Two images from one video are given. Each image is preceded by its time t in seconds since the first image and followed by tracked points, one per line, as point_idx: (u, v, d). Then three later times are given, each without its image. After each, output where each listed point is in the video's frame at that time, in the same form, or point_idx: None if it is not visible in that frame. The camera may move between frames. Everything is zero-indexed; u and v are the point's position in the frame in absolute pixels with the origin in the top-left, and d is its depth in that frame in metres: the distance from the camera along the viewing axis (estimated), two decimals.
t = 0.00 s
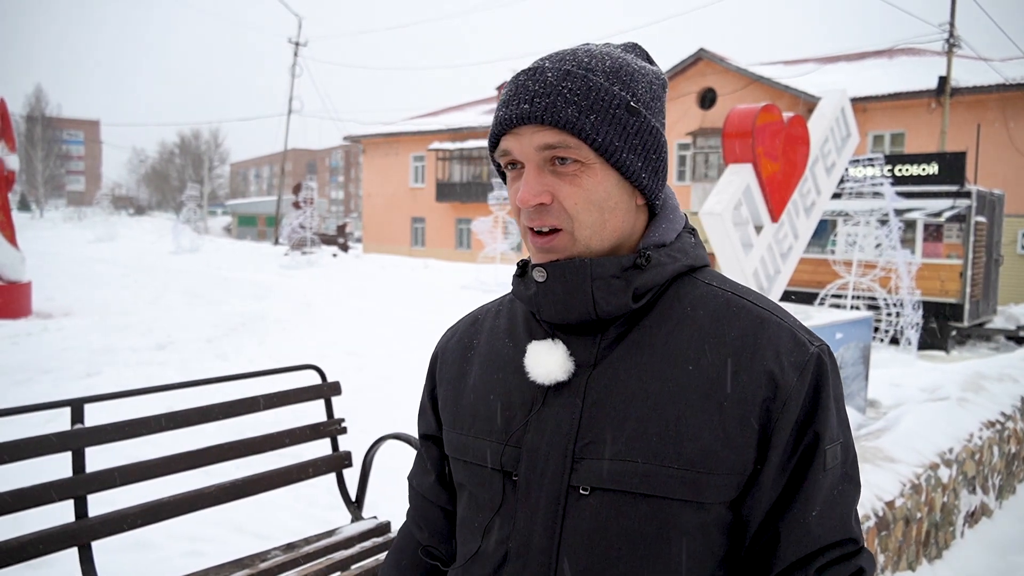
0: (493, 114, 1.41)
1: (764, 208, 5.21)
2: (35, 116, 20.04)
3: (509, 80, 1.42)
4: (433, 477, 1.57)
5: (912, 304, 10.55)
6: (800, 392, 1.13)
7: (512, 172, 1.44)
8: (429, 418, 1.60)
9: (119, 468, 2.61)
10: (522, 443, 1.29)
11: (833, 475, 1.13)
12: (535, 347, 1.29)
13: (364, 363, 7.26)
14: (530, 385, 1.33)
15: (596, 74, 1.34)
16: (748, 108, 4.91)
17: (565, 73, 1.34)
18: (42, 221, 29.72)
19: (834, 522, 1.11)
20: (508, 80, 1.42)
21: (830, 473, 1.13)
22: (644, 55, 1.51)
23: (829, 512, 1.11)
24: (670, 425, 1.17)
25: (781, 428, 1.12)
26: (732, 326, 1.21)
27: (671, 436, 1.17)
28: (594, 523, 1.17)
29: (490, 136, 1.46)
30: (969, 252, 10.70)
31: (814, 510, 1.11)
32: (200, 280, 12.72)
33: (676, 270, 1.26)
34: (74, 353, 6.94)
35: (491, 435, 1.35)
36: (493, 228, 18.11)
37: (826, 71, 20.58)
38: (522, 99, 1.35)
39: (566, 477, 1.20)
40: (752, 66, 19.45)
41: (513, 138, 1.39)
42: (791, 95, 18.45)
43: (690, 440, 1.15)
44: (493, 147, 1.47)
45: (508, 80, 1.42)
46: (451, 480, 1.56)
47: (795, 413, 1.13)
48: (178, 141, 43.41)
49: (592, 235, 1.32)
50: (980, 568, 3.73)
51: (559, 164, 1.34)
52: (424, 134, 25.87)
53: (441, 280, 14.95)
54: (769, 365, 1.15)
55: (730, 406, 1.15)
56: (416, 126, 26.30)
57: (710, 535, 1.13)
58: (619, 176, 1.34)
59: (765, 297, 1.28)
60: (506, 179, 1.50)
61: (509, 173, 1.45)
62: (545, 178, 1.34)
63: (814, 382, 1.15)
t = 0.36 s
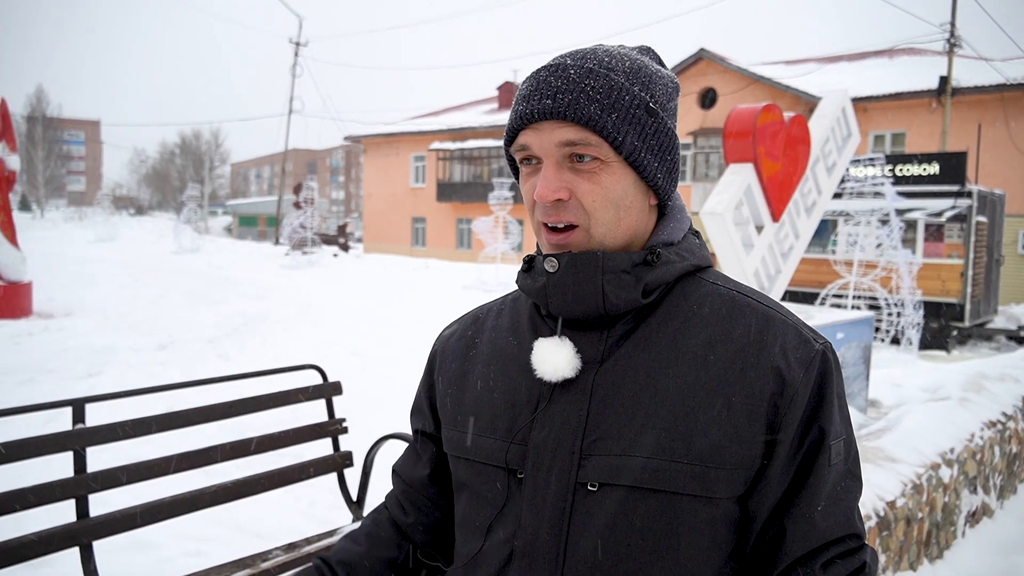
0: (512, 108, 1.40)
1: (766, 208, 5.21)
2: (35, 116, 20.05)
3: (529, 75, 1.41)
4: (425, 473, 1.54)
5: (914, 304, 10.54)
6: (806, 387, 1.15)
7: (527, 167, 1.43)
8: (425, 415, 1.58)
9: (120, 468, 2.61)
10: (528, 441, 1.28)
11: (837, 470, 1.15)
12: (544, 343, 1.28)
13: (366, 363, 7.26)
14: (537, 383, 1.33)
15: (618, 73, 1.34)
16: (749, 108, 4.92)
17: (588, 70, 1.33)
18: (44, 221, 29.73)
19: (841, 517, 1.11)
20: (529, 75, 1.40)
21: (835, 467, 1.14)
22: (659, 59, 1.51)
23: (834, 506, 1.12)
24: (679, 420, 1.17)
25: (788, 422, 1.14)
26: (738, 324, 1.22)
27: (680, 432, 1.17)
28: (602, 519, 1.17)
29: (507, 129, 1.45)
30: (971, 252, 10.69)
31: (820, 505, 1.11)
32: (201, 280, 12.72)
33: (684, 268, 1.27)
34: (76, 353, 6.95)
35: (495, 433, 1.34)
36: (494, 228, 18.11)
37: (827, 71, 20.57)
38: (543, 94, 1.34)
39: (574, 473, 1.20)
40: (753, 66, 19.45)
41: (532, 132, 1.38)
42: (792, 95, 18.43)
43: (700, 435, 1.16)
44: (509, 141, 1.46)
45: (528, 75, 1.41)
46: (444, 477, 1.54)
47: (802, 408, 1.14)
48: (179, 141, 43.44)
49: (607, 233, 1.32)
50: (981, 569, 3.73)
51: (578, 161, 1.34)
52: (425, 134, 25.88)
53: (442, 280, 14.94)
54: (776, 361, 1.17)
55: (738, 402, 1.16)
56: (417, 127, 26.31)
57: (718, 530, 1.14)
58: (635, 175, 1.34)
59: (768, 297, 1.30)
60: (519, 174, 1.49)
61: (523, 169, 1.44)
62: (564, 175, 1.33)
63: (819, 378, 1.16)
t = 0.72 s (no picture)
0: (516, 113, 1.39)
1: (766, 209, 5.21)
2: (36, 116, 20.07)
3: (533, 78, 1.39)
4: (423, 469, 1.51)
5: (914, 304, 10.54)
6: (813, 388, 1.16)
7: (531, 172, 1.43)
8: (423, 410, 1.55)
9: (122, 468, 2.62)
10: (534, 442, 1.27)
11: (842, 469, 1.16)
12: (549, 345, 1.27)
13: (366, 363, 7.25)
14: (542, 384, 1.32)
15: (624, 77, 1.34)
16: (749, 109, 4.94)
17: (595, 74, 1.33)
18: (44, 221, 29.71)
19: (846, 516, 1.12)
20: (532, 78, 1.39)
21: (840, 467, 1.15)
22: (661, 58, 1.52)
23: (839, 506, 1.13)
24: (688, 422, 1.17)
25: (795, 423, 1.14)
26: (744, 326, 1.23)
27: (689, 433, 1.17)
28: (610, 522, 1.16)
29: (510, 134, 1.44)
30: (971, 252, 10.69)
31: (825, 505, 1.12)
32: (201, 280, 12.72)
33: (690, 270, 1.28)
34: (77, 352, 6.94)
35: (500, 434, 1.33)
36: (494, 228, 18.10)
37: (827, 71, 20.57)
38: (550, 100, 1.33)
39: (582, 475, 1.19)
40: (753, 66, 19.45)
41: (537, 138, 1.37)
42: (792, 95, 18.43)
43: (708, 436, 1.16)
44: (513, 145, 1.45)
45: (532, 78, 1.39)
46: (440, 474, 1.53)
47: (808, 409, 1.15)
48: (180, 141, 43.46)
49: (614, 239, 1.33)
50: (982, 568, 3.72)
51: (585, 167, 1.34)
52: (426, 134, 25.89)
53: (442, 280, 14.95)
54: (782, 362, 1.18)
55: (747, 403, 1.17)
56: (417, 127, 26.32)
57: (725, 530, 1.14)
58: (642, 179, 1.35)
59: (772, 300, 1.31)
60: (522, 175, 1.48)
61: (527, 173, 1.43)
62: (571, 181, 1.33)
63: (825, 379, 1.18)
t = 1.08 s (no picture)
0: (534, 109, 1.35)
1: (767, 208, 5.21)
2: (36, 116, 20.08)
3: (552, 73, 1.36)
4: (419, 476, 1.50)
5: (915, 304, 10.52)
6: (826, 391, 1.19)
7: (544, 173, 1.40)
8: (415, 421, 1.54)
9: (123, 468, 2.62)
10: (546, 452, 1.25)
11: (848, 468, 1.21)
12: (560, 352, 1.24)
13: (367, 363, 7.25)
14: (549, 391, 1.29)
15: (647, 76, 1.33)
16: (749, 108, 4.92)
17: (620, 74, 1.31)
18: (44, 221, 29.72)
19: (852, 512, 1.18)
20: (551, 73, 1.36)
21: (849, 465, 1.20)
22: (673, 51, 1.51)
23: (847, 502, 1.19)
24: (705, 430, 1.18)
25: (810, 427, 1.17)
26: (756, 329, 1.23)
27: (706, 441, 1.17)
28: (630, 532, 1.17)
29: (523, 131, 1.40)
30: (972, 252, 10.67)
31: (838, 503, 1.17)
32: (203, 280, 12.74)
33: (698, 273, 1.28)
34: (78, 352, 6.95)
35: (507, 444, 1.30)
36: (494, 227, 18.09)
37: (828, 70, 20.55)
38: (575, 99, 1.30)
39: (598, 486, 1.19)
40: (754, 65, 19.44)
41: (557, 137, 1.34)
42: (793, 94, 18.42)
43: (726, 443, 1.17)
44: (525, 144, 1.41)
45: (552, 73, 1.36)
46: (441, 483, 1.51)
47: (822, 411, 1.18)
48: (180, 141, 43.46)
49: (632, 245, 1.33)
50: (983, 568, 3.72)
51: (606, 172, 1.33)
52: (426, 134, 25.89)
53: (443, 280, 14.96)
54: (799, 368, 1.19)
55: (764, 409, 1.18)
56: (418, 126, 26.31)
57: (742, 535, 1.17)
58: (660, 183, 1.35)
59: (778, 300, 1.32)
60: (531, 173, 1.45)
61: (540, 173, 1.41)
62: (591, 186, 1.32)
63: (836, 380, 1.21)
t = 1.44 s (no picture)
0: (487, 138, 1.33)
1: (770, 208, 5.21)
2: (38, 116, 20.11)
3: (500, 97, 1.34)
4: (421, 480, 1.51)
5: (917, 304, 10.50)
6: (817, 388, 1.17)
7: (505, 198, 1.37)
8: (415, 425, 1.55)
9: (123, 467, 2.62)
10: (533, 457, 1.26)
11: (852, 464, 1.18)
12: (544, 357, 1.25)
13: (368, 363, 7.25)
14: (537, 396, 1.30)
15: (598, 85, 1.31)
16: (750, 108, 4.92)
17: (568, 88, 1.30)
18: (46, 221, 29.74)
19: (860, 511, 1.15)
20: (500, 97, 1.34)
21: (850, 462, 1.17)
22: (626, 41, 1.46)
23: (853, 502, 1.15)
24: (691, 435, 1.18)
25: (801, 426, 1.15)
26: (743, 328, 1.22)
27: (693, 445, 1.17)
28: (619, 536, 1.16)
29: (481, 158, 1.38)
30: (974, 252, 10.68)
31: (840, 503, 1.14)
32: (204, 280, 12.76)
33: (681, 271, 1.28)
34: (79, 352, 6.95)
35: (498, 450, 1.31)
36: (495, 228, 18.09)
37: (829, 70, 20.55)
38: (521, 123, 1.29)
39: (586, 491, 1.19)
40: (755, 65, 19.44)
41: (511, 163, 1.31)
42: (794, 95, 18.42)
43: (714, 446, 1.16)
44: (485, 170, 1.39)
45: (500, 97, 1.34)
46: (442, 488, 1.51)
47: (813, 410, 1.16)
48: (182, 141, 43.51)
49: (601, 260, 1.29)
50: (985, 569, 3.71)
51: (566, 192, 1.29)
52: (427, 134, 25.90)
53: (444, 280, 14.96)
54: (787, 365, 1.17)
55: (751, 408, 1.17)
56: (419, 126, 26.33)
57: (735, 539, 1.16)
58: (626, 191, 1.32)
59: (771, 293, 1.31)
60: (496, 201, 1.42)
61: (501, 199, 1.38)
62: (552, 207, 1.28)
63: (829, 376, 1.19)
